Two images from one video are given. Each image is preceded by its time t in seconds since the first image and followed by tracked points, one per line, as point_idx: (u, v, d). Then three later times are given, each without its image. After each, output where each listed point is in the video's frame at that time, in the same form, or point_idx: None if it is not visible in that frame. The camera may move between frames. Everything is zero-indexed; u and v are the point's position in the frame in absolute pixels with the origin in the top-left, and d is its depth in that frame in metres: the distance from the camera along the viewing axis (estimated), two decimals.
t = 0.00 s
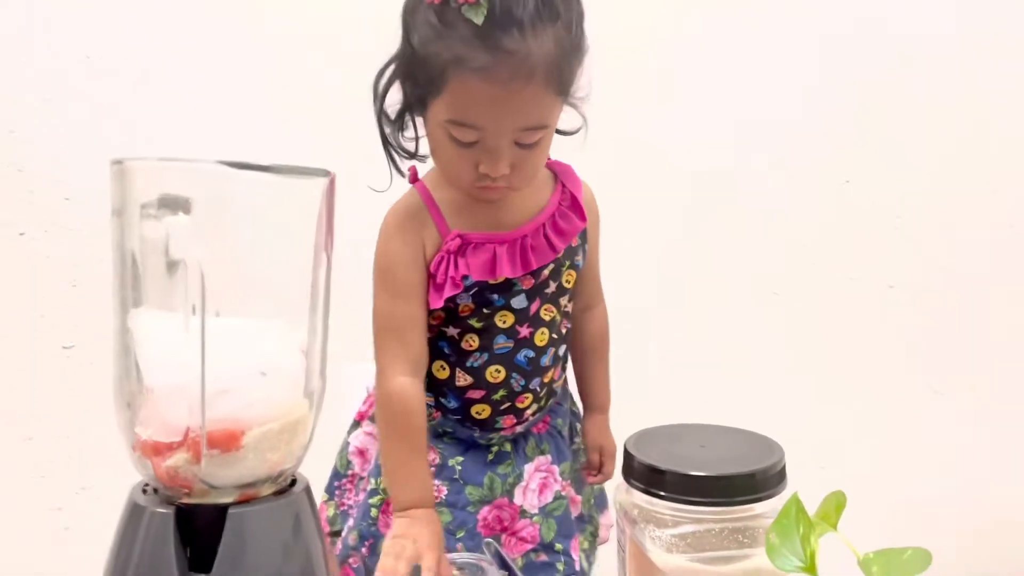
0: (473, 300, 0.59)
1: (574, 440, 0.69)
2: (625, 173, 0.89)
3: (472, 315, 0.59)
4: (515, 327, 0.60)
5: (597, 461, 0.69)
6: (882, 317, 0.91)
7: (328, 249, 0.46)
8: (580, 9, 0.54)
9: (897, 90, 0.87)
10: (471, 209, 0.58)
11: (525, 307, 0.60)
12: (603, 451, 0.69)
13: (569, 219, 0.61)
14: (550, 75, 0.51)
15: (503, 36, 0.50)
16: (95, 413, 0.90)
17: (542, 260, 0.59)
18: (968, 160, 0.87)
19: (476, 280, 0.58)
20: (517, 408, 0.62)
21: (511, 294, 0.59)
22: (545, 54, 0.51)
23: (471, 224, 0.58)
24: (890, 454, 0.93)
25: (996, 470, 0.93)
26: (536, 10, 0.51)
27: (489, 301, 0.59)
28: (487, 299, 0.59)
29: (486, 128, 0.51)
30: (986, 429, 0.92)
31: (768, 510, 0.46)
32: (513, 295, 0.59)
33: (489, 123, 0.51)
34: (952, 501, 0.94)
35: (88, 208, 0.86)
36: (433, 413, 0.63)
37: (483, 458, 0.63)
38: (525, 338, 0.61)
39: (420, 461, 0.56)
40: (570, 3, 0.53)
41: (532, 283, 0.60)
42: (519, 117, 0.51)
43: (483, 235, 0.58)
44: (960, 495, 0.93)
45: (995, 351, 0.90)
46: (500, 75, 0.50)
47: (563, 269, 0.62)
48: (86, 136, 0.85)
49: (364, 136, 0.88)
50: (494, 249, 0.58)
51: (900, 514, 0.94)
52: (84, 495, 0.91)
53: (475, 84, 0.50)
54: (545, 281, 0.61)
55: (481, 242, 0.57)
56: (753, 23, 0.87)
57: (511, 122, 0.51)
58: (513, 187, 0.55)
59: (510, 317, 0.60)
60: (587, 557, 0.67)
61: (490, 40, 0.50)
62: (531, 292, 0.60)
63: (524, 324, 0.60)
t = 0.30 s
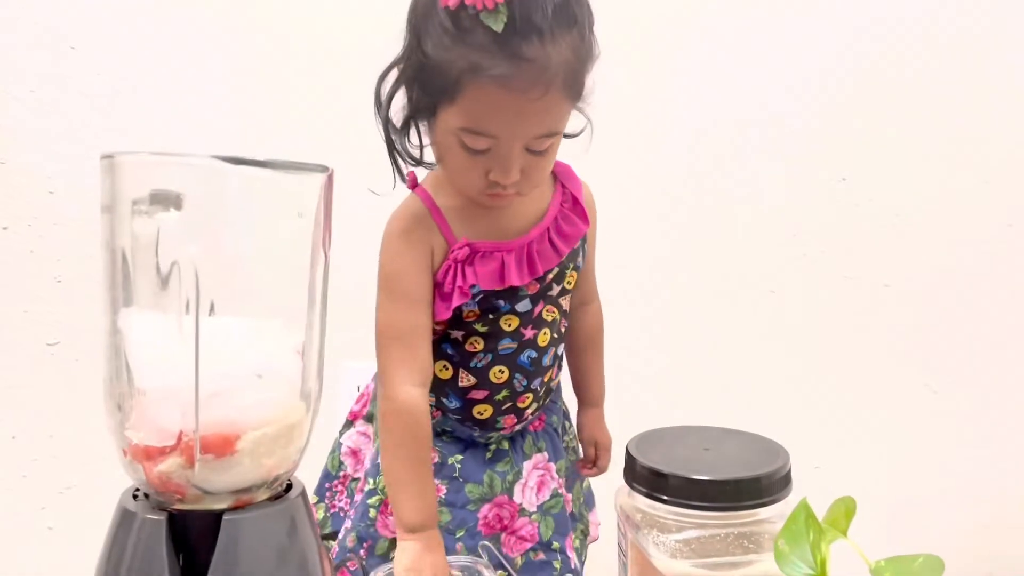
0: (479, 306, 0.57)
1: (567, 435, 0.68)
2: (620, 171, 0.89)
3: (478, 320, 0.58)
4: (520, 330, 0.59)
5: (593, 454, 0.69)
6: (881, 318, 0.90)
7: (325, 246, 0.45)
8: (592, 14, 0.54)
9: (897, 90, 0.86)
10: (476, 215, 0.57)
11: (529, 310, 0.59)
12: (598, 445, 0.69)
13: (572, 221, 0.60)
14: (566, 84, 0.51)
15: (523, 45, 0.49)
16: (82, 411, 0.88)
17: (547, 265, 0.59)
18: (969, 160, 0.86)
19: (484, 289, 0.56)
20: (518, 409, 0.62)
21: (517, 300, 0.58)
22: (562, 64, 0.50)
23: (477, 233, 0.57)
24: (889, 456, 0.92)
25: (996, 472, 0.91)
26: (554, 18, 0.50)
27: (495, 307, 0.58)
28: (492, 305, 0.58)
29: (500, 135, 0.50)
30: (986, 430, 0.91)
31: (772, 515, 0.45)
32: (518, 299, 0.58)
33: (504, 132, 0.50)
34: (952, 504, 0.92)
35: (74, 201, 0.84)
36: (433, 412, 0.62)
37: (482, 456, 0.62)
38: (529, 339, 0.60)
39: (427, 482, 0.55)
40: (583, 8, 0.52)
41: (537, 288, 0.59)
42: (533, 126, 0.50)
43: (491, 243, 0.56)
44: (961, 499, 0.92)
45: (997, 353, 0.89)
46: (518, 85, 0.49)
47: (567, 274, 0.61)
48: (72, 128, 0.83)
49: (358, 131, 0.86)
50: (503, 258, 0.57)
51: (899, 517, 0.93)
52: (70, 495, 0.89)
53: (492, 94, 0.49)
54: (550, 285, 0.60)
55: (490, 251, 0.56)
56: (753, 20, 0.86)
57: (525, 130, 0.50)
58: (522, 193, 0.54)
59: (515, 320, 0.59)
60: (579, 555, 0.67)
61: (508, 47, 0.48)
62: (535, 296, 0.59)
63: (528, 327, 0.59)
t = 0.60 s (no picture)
0: (474, 317, 0.57)
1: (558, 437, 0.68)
2: (617, 174, 0.90)
3: (473, 332, 0.58)
4: (515, 339, 0.59)
5: (583, 453, 0.70)
6: (876, 321, 0.90)
7: (317, 250, 0.45)
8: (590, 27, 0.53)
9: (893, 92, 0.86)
10: (471, 227, 0.56)
11: (524, 320, 0.59)
12: (588, 443, 0.69)
13: (567, 231, 0.60)
14: (567, 101, 0.50)
15: (525, 65, 0.48)
16: (72, 414, 0.87)
17: (542, 276, 0.58)
18: (963, 164, 0.86)
19: (479, 304, 0.56)
20: (511, 416, 0.61)
21: (512, 313, 0.58)
22: (564, 82, 0.50)
23: (473, 245, 0.56)
24: (886, 459, 0.92)
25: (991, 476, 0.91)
26: (555, 35, 0.49)
27: (491, 320, 0.57)
28: (487, 317, 0.57)
29: (501, 153, 0.50)
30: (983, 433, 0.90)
31: (767, 523, 0.45)
32: (512, 310, 0.58)
33: (505, 150, 0.50)
34: (946, 507, 0.92)
35: (64, 202, 0.83)
36: (426, 419, 0.61)
37: (475, 461, 0.62)
38: (524, 348, 0.59)
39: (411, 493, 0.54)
40: (582, 22, 0.52)
41: (532, 300, 0.59)
42: (534, 143, 0.50)
43: (487, 258, 0.56)
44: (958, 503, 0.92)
45: (992, 358, 0.89)
46: (521, 105, 0.48)
47: (562, 281, 0.61)
48: (62, 129, 0.83)
49: (351, 132, 0.86)
50: (498, 272, 0.56)
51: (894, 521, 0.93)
52: (60, 498, 0.88)
53: (493, 113, 0.48)
54: (545, 294, 0.59)
55: (485, 266, 0.56)
56: (749, 23, 0.86)
57: (526, 148, 0.50)
58: (520, 206, 0.54)
59: (510, 330, 0.58)
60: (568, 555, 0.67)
61: (510, 66, 0.48)
62: (530, 306, 0.59)
63: (522, 336, 0.59)
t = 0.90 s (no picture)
0: (455, 298, 0.59)
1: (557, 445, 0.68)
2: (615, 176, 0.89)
3: (457, 316, 0.59)
4: (504, 330, 0.60)
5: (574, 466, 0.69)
6: (874, 324, 0.90)
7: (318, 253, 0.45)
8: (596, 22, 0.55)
9: (890, 96, 0.86)
10: (459, 205, 0.59)
11: (513, 310, 0.60)
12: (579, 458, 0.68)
13: (560, 226, 0.61)
14: (567, 88, 0.51)
15: (527, 47, 0.49)
16: (74, 416, 0.88)
17: (527, 263, 0.60)
18: (961, 168, 0.87)
19: (451, 273, 0.58)
20: (509, 415, 0.61)
21: (495, 295, 0.59)
22: (565, 67, 0.51)
23: (457, 220, 0.59)
24: (885, 461, 0.92)
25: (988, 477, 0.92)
26: (560, 22, 0.51)
27: (473, 302, 0.59)
28: (468, 298, 0.59)
29: (499, 134, 0.51)
30: (981, 434, 0.91)
31: (764, 525, 0.45)
32: (499, 298, 0.59)
33: (502, 131, 0.50)
34: (945, 510, 0.93)
35: (66, 206, 0.84)
36: (424, 418, 0.62)
37: (474, 465, 0.62)
38: (516, 342, 0.60)
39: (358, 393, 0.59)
40: (588, 15, 0.53)
41: (520, 289, 0.60)
42: (533, 126, 0.51)
43: (462, 230, 0.59)
44: (956, 504, 0.92)
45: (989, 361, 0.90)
46: (521, 86, 0.49)
47: (554, 277, 0.62)
48: (63, 132, 0.83)
49: (351, 136, 0.86)
50: (472, 246, 0.58)
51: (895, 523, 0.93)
52: (61, 500, 0.89)
53: (493, 92, 0.49)
54: (535, 288, 0.61)
55: (460, 237, 0.59)
56: (748, 27, 0.86)
57: (525, 131, 0.51)
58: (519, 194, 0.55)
59: (497, 320, 0.60)
60: (571, 566, 0.66)
61: (513, 48, 0.49)
62: (518, 295, 0.60)
63: (513, 328, 0.60)
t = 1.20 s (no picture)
0: (456, 271, 0.60)
1: (571, 457, 0.68)
2: (618, 178, 0.90)
3: (458, 294, 0.60)
4: (503, 315, 0.60)
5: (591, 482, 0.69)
6: (876, 326, 0.90)
7: (327, 258, 0.46)
8: None
9: (892, 100, 0.87)
10: (468, 179, 0.62)
11: (513, 294, 0.61)
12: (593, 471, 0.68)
13: (565, 211, 0.63)
14: (542, 24, 0.54)
15: None
16: (82, 418, 0.88)
17: (530, 241, 0.61)
18: (963, 170, 0.87)
19: (453, 237, 0.59)
20: (510, 408, 0.62)
21: (495, 270, 0.60)
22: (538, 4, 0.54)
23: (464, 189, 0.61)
24: (887, 467, 0.93)
25: (992, 480, 0.92)
26: None
27: (472, 277, 0.60)
28: (468, 271, 0.60)
29: (480, 74, 0.54)
30: (985, 436, 0.91)
31: (768, 526, 0.46)
32: (500, 280, 0.60)
33: (481, 67, 0.54)
34: (948, 511, 0.93)
35: (74, 209, 0.85)
36: (425, 414, 0.62)
37: (474, 467, 0.63)
38: (514, 327, 0.61)
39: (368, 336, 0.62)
40: None
41: (520, 268, 0.61)
42: (511, 62, 0.54)
43: (468, 196, 0.60)
44: (959, 507, 0.92)
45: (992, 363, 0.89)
46: (493, 19, 0.53)
47: (557, 264, 0.62)
48: (71, 137, 0.84)
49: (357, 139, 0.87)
50: (474, 214, 0.60)
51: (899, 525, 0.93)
52: (68, 502, 0.89)
53: (469, 28, 0.53)
54: (537, 270, 0.61)
55: (465, 203, 0.60)
56: (749, 31, 0.87)
57: (504, 70, 0.54)
58: (510, 149, 0.57)
59: (497, 303, 0.60)
60: None
61: None
62: (519, 278, 0.61)
63: (511, 313, 0.60)
